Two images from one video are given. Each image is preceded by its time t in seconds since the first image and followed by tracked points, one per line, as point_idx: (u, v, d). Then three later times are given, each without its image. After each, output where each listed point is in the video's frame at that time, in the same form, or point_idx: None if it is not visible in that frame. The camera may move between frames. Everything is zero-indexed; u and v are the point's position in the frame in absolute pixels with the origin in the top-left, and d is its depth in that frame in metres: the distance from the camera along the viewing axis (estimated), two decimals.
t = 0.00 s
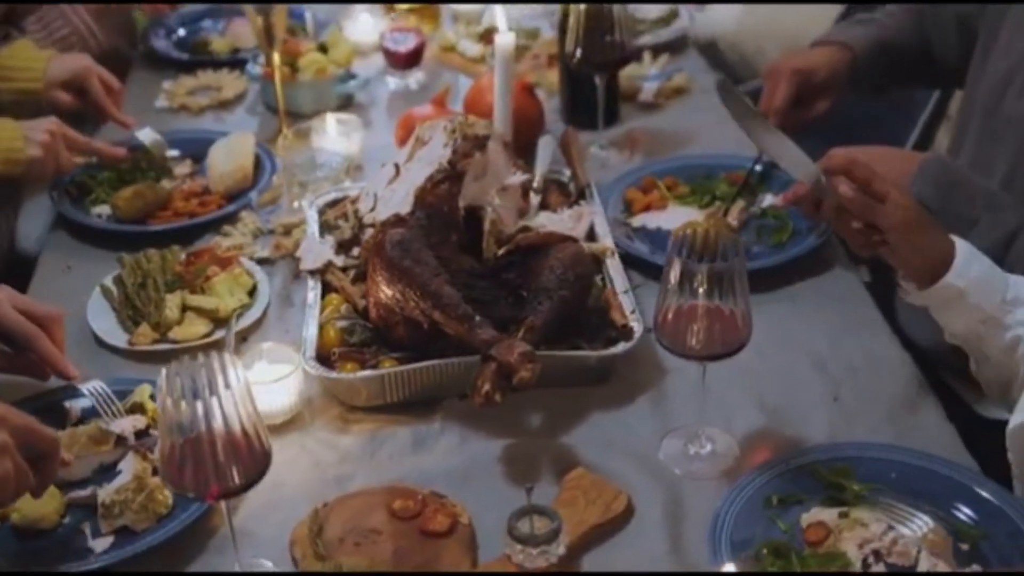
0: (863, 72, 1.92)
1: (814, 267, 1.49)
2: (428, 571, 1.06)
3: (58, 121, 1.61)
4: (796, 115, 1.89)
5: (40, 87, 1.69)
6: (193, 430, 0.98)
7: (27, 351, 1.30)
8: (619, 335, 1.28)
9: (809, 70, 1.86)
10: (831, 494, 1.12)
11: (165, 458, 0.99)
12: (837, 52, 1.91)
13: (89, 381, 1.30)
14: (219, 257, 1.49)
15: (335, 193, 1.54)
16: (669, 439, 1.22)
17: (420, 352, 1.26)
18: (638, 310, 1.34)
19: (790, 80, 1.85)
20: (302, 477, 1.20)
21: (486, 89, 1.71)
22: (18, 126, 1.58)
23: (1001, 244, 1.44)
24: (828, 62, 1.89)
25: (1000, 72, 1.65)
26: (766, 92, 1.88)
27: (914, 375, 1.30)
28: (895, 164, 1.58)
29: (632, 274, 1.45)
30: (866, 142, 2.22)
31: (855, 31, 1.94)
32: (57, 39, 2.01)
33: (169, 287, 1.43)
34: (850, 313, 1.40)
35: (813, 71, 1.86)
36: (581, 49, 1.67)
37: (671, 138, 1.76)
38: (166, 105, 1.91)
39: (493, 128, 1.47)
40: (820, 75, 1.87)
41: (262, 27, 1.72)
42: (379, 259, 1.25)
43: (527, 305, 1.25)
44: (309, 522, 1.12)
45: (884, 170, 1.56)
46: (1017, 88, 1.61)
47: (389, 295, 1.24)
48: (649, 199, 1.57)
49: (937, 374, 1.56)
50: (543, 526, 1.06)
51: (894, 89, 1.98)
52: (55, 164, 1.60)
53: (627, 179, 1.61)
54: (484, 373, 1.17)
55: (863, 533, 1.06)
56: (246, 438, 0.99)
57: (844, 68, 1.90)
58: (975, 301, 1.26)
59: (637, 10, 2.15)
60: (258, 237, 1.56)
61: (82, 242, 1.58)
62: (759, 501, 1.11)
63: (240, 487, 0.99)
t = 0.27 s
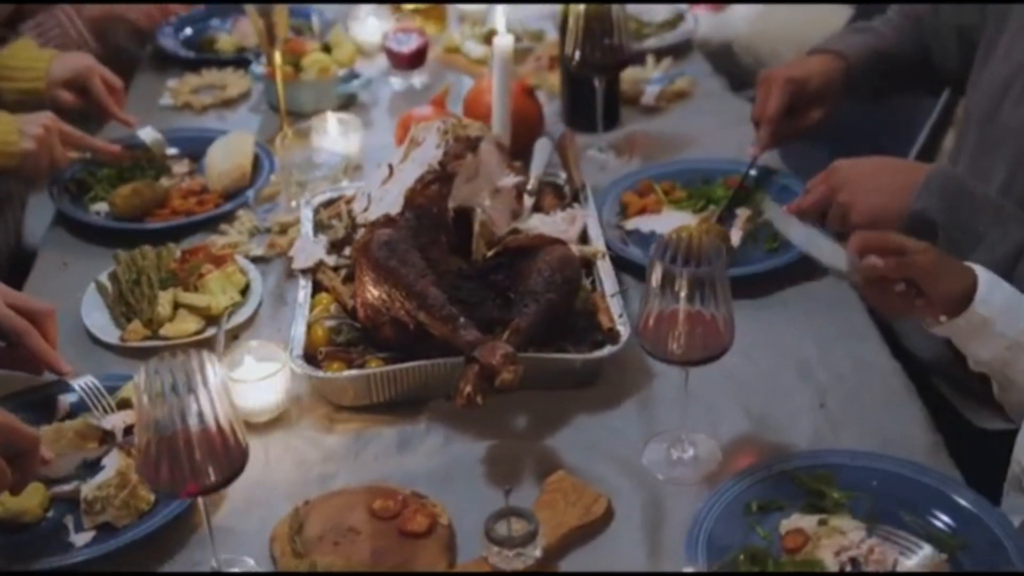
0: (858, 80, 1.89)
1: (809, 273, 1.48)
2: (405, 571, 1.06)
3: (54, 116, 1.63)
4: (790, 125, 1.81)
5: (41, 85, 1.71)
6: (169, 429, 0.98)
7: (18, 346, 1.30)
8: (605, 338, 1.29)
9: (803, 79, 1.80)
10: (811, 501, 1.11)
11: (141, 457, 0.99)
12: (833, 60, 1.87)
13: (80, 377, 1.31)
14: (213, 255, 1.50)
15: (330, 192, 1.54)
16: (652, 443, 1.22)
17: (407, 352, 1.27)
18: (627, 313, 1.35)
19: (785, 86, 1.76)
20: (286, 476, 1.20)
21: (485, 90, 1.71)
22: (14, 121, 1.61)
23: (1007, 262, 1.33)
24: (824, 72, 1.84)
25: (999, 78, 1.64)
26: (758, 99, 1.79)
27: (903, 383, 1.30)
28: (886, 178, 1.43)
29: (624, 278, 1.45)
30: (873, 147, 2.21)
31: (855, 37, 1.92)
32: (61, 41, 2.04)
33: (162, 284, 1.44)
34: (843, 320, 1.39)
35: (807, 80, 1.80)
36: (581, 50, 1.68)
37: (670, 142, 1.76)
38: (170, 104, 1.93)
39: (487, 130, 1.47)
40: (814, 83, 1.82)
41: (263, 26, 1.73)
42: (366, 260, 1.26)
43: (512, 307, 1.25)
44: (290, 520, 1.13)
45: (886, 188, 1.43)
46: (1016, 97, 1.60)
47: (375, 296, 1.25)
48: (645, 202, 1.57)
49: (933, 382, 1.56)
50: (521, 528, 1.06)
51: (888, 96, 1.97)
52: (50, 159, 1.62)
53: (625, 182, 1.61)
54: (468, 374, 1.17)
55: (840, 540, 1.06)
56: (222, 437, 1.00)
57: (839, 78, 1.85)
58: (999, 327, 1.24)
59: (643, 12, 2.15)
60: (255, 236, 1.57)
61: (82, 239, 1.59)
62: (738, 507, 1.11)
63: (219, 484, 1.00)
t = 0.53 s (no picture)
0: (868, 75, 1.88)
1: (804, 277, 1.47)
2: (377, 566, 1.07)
3: (60, 110, 1.64)
4: (798, 118, 1.81)
5: (51, 76, 1.72)
6: (142, 422, 0.99)
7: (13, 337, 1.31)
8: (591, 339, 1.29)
9: (811, 71, 1.80)
10: (787, 506, 1.11)
11: (114, 450, 1.00)
12: (842, 52, 1.86)
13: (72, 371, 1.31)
14: (210, 249, 1.51)
15: (329, 189, 1.55)
16: (634, 445, 1.22)
17: (393, 349, 1.27)
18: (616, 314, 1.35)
19: (790, 80, 1.77)
20: (268, 470, 1.21)
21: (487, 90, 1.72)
22: (19, 115, 1.62)
23: (1007, 281, 1.29)
24: (834, 65, 1.83)
25: (1002, 86, 1.63)
26: (766, 94, 1.80)
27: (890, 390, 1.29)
28: (887, 198, 1.39)
29: (617, 280, 1.45)
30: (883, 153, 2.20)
31: (868, 33, 1.91)
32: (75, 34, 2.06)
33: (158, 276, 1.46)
34: (834, 325, 1.38)
35: (817, 72, 1.81)
36: (581, 52, 1.67)
37: (673, 144, 1.76)
38: (180, 98, 1.94)
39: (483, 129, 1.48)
40: (822, 75, 1.81)
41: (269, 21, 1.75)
42: (353, 257, 1.27)
43: (498, 307, 1.25)
44: (268, 514, 1.14)
45: (885, 206, 1.39)
46: (1016, 105, 1.59)
47: (361, 293, 1.25)
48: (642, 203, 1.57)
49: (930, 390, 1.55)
50: (493, 526, 1.06)
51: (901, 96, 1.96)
52: (55, 150, 1.62)
53: (624, 183, 1.61)
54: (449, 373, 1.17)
55: (813, 547, 1.06)
56: (195, 429, 1.01)
57: (847, 70, 1.85)
58: (1011, 354, 1.21)
59: (654, 14, 2.14)
60: (254, 230, 1.58)
61: (85, 231, 1.61)
62: (713, 510, 1.11)
63: (192, 476, 1.01)
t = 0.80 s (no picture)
0: (893, 67, 1.87)
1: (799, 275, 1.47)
2: (354, 557, 1.07)
3: (69, 103, 1.61)
4: (819, 101, 1.85)
5: (56, 64, 1.73)
6: (121, 409, 0.99)
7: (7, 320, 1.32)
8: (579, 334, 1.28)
9: (835, 54, 1.83)
10: (767, 505, 1.11)
11: (92, 436, 1.01)
12: (870, 40, 1.88)
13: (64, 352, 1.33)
14: (207, 238, 1.52)
15: (326, 180, 1.56)
16: (617, 441, 1.21)
17: (380, 340, 1.28)
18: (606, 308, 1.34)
19: (813, 63, 1.82)
20: (253, 458, 1.22)
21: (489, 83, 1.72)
22: (28, 108, 1.58)
23: (992, 282, 1.30)
24: (859, 49, 1.85)
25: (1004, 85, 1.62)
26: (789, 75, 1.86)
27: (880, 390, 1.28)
28: (878, 195, 1.37)
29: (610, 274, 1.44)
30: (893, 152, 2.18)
31: (894, 26, 1.89)
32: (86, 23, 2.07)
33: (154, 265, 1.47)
34: (826, 324, 1.38)
35: (842, 58, 1.84)
36: (583, 47, 1.67)
37: (676, 140, 1.75)
38: (187, 87, 1.95)
39: (479, 122, 1.48)
40: (847, 59, 1.84)
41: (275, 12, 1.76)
42: (342, 249, 1.27)
43: (485, 300, 1.25)
44: (250, 502, 1.14)
45: (873, 204, 1.36)
46: (1018, 105, 1.57)
47: (350, 284, 1.26)
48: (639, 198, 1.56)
49: (925, 388, 1.54)
50: (470, 518, 1.06)
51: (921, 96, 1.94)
52: (65, 143, 1.60)
53: (622, 178, 1.61)
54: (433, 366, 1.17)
55: (790, 546, 1.05)
56: (173, 416, 1.01)
57: (872, 56, 1.86)
58: (1004, 368, 1.17)
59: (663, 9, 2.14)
60: (252, 220, 1.58)
61: (87, 219, 1.62)
62: (692, 508, 1.10)
63: (170, 463, 1.02)
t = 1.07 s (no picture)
0: (915, 90, 1.71)
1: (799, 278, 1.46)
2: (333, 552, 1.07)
3: (75, 96, 1.64)
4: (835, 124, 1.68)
5: (65, 57, 1.75)
6: (100, 400, 1.00)
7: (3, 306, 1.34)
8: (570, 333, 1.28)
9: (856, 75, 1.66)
10: (748, 510, 1.10)
11: (72, 424, 1.02)
12: (895, 62, 1.70)
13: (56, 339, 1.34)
14: (209, 230, 1.53)
15: (328, 174, 1.56)
16: (603, 441, 1.21)
17: (371, 335, 1.28)
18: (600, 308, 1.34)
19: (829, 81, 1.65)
20: (240, 450, 1.22)
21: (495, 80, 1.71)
22: (35, 101, 1.61)
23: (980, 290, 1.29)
24: (883, 69, 1.69)
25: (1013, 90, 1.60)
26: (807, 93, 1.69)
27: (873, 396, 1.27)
28: (865, 200, 1.36)
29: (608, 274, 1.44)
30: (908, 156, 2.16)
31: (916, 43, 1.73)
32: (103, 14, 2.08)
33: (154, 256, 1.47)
34: (823, 328, 1.37)
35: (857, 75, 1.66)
36: (588, 45, 1.67)
37: (682, 140, 1.74)
38: (199, 79, 1.96)
39: (478, 119, 1.47)
40: (868, 79, 1.67)
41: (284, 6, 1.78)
42: (334, 244, 1.27)
43: (475, 297, 1.26)
44: (233, 495, 1.15)
45: (865, 211, 1.36)
46: None
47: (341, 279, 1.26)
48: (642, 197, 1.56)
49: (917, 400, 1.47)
50: (447, 515, 1.06)
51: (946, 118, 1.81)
52: (71, 135, 1.62)
53: (625, 178, 1.60)
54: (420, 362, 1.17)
55: (768, 551, 1.05)
56: (154, 408, 1.02)
57: (897, 80, 1.69)
58: (977, 393, 1.15)
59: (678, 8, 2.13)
60: (255, 212, 1.59)
61: (92, 209, 1.62)
62: (672, 511, 1.10)
63: (147, 453, 1.03)
